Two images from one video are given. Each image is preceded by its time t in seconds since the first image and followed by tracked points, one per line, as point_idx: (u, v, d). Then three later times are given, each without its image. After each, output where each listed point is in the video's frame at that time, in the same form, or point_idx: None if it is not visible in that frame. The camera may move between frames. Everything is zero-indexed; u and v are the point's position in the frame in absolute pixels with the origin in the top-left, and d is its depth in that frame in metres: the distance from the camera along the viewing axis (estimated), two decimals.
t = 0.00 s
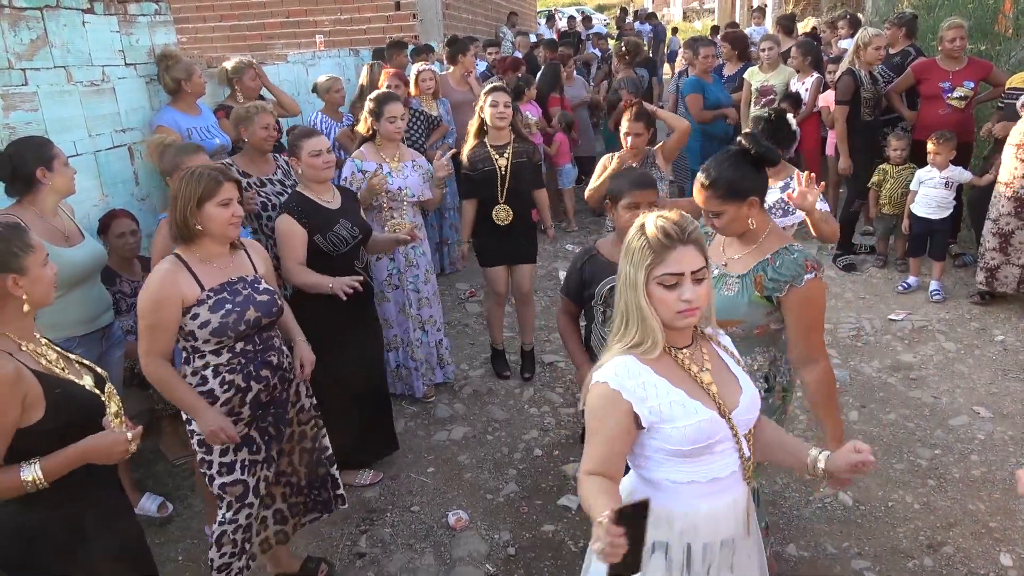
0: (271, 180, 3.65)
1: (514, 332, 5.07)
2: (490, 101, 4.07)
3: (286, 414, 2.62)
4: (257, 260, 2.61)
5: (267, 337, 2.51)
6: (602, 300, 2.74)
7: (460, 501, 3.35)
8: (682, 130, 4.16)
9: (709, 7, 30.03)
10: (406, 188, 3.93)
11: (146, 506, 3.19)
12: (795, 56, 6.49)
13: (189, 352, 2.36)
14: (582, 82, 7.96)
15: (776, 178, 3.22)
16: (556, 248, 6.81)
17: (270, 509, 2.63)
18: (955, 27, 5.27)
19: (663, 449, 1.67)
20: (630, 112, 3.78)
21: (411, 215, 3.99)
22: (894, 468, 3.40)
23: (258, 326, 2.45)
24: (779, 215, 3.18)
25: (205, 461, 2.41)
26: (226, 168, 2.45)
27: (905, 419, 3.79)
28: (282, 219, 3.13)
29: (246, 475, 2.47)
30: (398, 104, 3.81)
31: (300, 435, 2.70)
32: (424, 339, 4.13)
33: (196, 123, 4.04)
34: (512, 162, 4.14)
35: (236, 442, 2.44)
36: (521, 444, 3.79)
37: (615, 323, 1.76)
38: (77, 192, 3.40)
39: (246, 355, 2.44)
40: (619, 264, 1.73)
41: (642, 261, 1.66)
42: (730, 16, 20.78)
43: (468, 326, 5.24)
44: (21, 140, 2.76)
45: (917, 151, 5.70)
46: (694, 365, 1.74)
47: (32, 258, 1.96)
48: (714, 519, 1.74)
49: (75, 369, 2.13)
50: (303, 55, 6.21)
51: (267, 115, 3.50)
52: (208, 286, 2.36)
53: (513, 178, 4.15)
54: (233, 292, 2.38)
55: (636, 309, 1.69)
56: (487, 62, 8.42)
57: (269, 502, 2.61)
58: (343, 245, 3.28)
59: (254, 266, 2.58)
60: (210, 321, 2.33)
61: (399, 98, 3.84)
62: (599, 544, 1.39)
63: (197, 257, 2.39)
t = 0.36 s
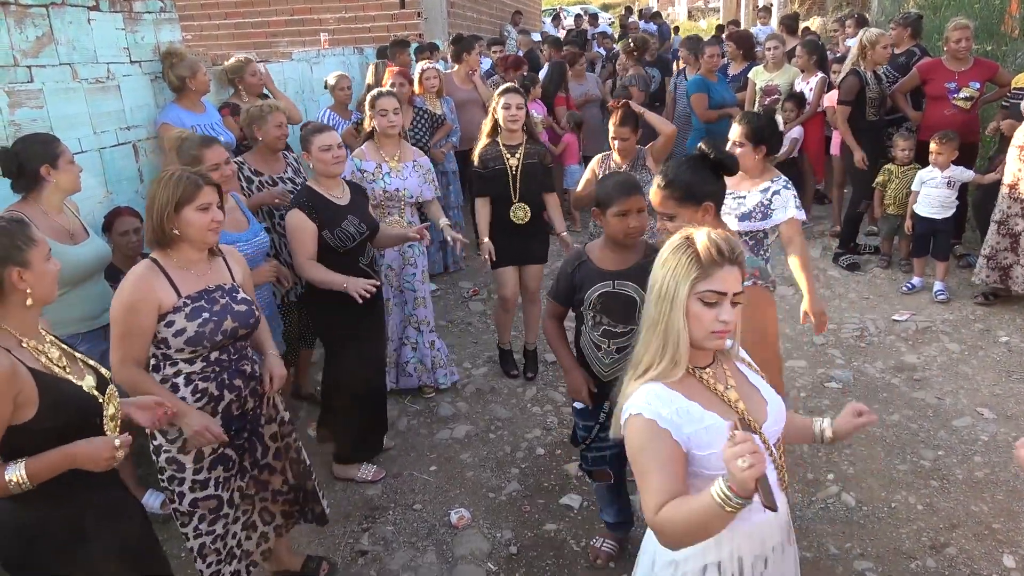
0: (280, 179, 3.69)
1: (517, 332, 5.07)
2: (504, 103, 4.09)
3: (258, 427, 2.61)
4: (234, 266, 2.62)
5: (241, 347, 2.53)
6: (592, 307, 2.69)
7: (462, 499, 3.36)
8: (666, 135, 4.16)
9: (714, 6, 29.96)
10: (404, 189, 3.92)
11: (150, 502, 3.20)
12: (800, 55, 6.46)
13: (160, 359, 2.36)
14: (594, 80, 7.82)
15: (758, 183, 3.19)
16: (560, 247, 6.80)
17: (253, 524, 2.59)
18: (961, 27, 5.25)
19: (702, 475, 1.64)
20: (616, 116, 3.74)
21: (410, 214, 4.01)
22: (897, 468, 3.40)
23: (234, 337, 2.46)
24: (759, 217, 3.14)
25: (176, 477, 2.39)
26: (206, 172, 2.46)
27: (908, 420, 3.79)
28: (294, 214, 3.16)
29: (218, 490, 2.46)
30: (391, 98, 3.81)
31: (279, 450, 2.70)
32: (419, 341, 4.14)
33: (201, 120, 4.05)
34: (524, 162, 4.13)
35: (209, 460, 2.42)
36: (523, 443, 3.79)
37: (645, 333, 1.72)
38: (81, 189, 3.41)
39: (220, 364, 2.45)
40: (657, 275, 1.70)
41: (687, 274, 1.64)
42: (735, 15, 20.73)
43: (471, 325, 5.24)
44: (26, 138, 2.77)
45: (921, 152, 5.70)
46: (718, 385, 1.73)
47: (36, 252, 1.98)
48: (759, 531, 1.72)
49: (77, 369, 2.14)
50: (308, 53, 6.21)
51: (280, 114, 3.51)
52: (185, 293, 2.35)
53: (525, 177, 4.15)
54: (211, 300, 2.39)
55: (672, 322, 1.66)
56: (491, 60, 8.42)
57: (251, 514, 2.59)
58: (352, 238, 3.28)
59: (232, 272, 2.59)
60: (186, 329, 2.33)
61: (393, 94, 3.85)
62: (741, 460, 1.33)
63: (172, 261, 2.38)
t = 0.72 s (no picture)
0: (284, 178, 3.69)
1: (517, 331, 5.07)
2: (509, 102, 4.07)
3: (264, 416, 2.61)
4: (222, 263, 2.64)
5: (239, 342, 2.53)
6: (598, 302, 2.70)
7: (463, 498, 3.36)
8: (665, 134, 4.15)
9: (714, 4, 29.90)
10: (395, 186, 3.90)
11: (151, 503, 3.21)
12: (800, 53, 6.45)
13: (159, 363, 2.36)
14: (603, 77, 7.52)
15: (755, 180, 3.20)
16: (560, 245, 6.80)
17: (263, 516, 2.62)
18: (960, 24, 5.24)
19: (754, 455, 1.58)
20: (614, 113, 3.75)
21: (405, 209, 3.95)
22: (898, 466, 3.39)
23: (230, 330, 2.46)
24: (753, 214, 3.15)
25: (185, 477, 2.41)
26: (191, 172, 2.47)
27: (909, 417, 3.78)
28: (292, 208, 3.16)
29: (228, 484, 2.48)
30: (389, 99, 3.82)
31: (284, 443, 2.70)
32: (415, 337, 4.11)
33: (201, 120, 4.06)
34: (531, 161, 4.13)
35: (217, 455, 2.43)
36: (524, 442, 3.79)
37: (677, 329, 1.64)
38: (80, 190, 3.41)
39: (220, 363, 2.45)
40: (684, 266, 1.64)
41: (722, 263, 1.61)
42: (735, 13, 20.68)
43: (471, 324, 5.24)
44: (26, 140, 2.78)
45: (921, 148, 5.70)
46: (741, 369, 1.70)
47: (37, 246, 1.97)
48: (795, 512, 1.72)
49: (84, 359, 2.14)
50: (308, 53, 6.21)
51: (279, 112, 3.52)
52: (175, 291, 2.35)
53: (532, 175, 4.16)
54: (202, 296, 2.38)
55: (710, 313, 1.60)
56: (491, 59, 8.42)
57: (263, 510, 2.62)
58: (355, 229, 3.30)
59: (219, 268, 2.60)
60: (181, 327, 2.33)
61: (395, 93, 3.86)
62: (790, 556, 1.24)
63: (158, 261, 2.38)
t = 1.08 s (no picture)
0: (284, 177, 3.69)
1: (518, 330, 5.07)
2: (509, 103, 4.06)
3: (259, 417, 2.61)
4: (221, 262, 2.63)
5: (237, 343, 2.54)
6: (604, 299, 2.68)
7: (464, 497, 3.36)
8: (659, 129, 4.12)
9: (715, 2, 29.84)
10: (395, 181, 3.93)
11: (152, 502, 3.22)
12: (800, 51, 6.44)
13: (157, 361, 2.38)
14: (606, 74, 7.67)
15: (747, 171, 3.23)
16: (561, 244, 6.80)
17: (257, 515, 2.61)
18: (960, 22, 5.24)
19: (744, 451, 1.59)
20: (610, 112, 3.78)
21: (404, 207, 4.00)
22: (899, 464, 3.39)
23: (226, 330, 2.45)
24: (742, 205, 3.16)
25: (178, 476, 2.41)
26: (187, 170, 2.46)
27: (909, 415, 3.78)
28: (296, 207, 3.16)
29: (221, 484, 2.48)
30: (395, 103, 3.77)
31: (279, 441, 2.69)
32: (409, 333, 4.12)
33: (201, 120, 4.06)
34: (524, 155, 4.12)
35: (209, 455, 2.43)
36: (525, 441, 3.80)
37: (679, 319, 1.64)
38: (82, 189, 3.42)
39: (218, 363, 2.45)
40: (688, 257, 1.64)
41: (725, 253, 1.61)
42: (735, 12, 20.64)
43: (472, 323, 5.24)
44: (28, 140, 2.79)
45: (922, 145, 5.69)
46: (739, 367, 1.71)
47: (47, 238, 2.00)
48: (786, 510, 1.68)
49: (92, 343, 2.21)
50: (308, 52, 6.21)
51: (268, 112, 3.50)
52: (172, 291, 2.34)
53: (526, 170, 4.14)
54: (200, 295, 2.38)
55: (711, 304, 1.60)
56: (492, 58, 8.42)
57: (257, 507, 2.61)
58: (357, 224, 3.30)
59: (218, 267, 2.60)
60: (177, 326, 2.33)
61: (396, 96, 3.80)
62: (830, 414, 1.27)
63: (156, 261, 2.38)
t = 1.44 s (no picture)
0: (283, 177, 3.68)
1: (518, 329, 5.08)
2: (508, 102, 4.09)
3: (255, 416, 2.59)
4: (218, 264, 2.64)
5: (233, 343, 2.54)
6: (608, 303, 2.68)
7: (465, 497, 3.36)
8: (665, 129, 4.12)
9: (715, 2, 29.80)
10: (396, 181, 3.92)
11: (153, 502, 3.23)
12: (800, 50, 6.43)
13: (154, 361, 2.35)
14: (609, 74, 7.69)
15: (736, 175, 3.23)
16: (561, 244, 6.80)
17: (259, 520, 2.57)
18: (960, 21, 5.24)
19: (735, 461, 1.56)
20: (615, 113, 3.78)
21: (405, 206, 3.99)
22: (899, 463, 3.40)
23: (225, 331, 2.47)
24: (727, 207, 3.20)
25: (177, 475, 2.40)
26: (185, 172, 2.46)
27: (910, 414, 3.79)
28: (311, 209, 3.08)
29: (220, 482, 2.46)
30: (396, 106, 3.78)
31: (277, 438, 2.68)
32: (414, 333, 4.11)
33: (201, 120, 4.06)
34: (525, 154, 4.12)
35: (209, 453, 2.43)
36: (525, 440, 3.80)
37: (673, 330, 1.62)
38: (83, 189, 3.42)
39: (214, 362, 2.44)
40: (682, 268, 1.59)
41: (722, 267, 1.58)
42: (735, 11, 20.62)
43: (472, 323, 5.24)
44: (30, 139, 2.79)
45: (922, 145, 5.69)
46: (729, 374, 1.72)
47: (55, 241, 1.99)
48: (778, 522, 1.66)
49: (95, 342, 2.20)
50: (308, 52, 6.21)
51: (264, 112, 3.51)
52: (173, 291, 2.35)
53: (526, 169, 4.13)
54: (201, 297, 2.39)
55: (706, 316, 1.58)
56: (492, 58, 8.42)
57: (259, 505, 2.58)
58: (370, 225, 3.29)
59: (215, 270, 2.60)
60: (177, 327, 2.34)
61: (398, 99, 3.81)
62: (770, 369, 1.37)
63: (157, 262, 2.38)
